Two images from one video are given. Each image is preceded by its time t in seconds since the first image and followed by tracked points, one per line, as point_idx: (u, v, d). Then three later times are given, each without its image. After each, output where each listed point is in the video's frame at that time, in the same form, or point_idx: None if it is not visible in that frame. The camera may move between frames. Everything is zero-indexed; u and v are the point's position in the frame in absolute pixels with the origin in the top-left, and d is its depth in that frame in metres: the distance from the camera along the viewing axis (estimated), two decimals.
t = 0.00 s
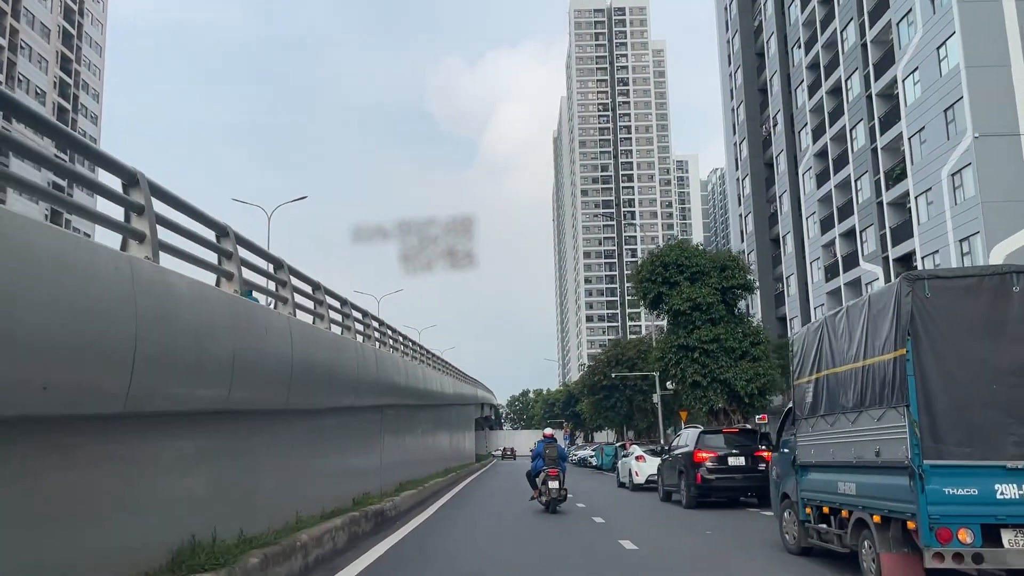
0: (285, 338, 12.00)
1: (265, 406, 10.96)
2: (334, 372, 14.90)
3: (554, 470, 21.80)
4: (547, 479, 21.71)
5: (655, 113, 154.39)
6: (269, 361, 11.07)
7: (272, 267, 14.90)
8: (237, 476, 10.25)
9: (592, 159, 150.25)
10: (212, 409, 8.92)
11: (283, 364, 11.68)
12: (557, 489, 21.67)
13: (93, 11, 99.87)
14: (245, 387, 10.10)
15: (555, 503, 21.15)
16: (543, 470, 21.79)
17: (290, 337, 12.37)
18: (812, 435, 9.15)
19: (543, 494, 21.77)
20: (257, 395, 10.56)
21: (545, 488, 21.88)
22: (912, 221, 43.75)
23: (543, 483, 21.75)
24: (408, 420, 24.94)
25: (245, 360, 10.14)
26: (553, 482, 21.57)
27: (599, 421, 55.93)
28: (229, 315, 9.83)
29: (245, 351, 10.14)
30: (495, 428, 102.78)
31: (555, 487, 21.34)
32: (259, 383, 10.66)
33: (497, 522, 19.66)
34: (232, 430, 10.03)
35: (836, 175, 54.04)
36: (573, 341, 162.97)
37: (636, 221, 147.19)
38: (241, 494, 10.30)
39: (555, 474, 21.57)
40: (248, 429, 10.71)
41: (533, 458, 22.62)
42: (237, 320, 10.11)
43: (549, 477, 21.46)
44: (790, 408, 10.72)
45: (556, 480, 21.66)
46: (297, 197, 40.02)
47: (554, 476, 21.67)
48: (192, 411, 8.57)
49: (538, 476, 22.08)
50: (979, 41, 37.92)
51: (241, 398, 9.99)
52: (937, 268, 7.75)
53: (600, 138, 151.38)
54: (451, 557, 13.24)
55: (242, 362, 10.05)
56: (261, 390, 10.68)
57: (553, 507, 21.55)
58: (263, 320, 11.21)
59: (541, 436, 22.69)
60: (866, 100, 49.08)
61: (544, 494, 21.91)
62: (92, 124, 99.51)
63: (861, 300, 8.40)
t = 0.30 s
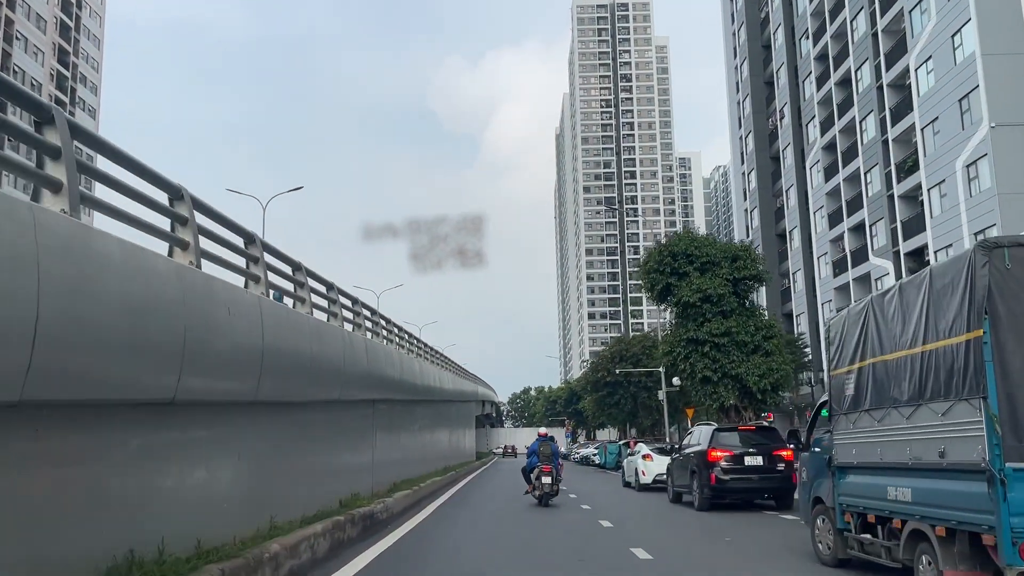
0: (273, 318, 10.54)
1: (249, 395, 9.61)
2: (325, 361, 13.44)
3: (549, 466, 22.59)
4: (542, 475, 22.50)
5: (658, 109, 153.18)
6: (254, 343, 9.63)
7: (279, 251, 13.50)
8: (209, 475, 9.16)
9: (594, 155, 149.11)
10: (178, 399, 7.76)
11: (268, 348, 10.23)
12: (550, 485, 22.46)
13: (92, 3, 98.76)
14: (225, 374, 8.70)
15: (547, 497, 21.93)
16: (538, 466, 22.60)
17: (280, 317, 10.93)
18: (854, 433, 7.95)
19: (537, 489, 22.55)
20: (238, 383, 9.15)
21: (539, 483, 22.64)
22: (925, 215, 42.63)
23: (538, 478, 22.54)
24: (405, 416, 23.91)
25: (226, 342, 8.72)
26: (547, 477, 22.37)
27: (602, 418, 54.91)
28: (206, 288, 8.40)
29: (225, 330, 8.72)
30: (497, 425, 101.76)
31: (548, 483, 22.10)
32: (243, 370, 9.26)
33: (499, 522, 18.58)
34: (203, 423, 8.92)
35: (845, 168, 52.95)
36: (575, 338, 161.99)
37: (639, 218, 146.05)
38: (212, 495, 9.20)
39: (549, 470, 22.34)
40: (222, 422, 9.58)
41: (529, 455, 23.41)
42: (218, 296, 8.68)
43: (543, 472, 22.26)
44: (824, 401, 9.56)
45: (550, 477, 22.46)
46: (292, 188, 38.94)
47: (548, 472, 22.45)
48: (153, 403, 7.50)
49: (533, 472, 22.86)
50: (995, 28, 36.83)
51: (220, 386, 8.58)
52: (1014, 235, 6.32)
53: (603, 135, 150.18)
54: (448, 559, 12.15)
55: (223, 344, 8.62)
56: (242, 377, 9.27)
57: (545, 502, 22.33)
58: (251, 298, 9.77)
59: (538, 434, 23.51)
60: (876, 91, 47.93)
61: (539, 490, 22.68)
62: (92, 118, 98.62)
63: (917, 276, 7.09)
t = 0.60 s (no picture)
0: (241, 299, 9.20)
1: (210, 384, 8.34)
2: (312, 351, 12.09)
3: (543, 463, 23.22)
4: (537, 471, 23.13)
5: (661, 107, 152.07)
6: (214, 323, 8.31)
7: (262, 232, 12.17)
8: (171, 475, 8.03)
9: (597, 153, 148.13)
10: (117, 386, 6.61)
11: (236, 331, 8.92)
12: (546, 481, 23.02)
13: None
14: (173, 357, 7.40)
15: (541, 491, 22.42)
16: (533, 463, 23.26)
17: (252, 298, 9.58)
18: (909, 432, 6.84)
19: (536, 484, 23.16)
20: (194, 369, 7.85)
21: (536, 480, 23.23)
22: (938, 208, 41.49)
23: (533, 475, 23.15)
24: (402, 411, 22.84)
25: (173, 321, 7.39)
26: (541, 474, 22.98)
27: (606, 415, 53.92)
28: (147, 254, 7.10)
29: (172, 305, 7.40)
30: (499, 423, 100.63)
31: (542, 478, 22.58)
32: (201, 353, 7.95)
33: (499, 525, 17.44)
34: (160, 416, 7.80)
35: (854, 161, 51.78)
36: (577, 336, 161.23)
37: (642, 216, 145.15)
38: (173, 498, 8.07)
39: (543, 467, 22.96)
40: (189, 416, 8.47)
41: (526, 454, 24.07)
42: (163, 266, 7.38)
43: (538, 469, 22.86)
44: (866, 395, 8.43)
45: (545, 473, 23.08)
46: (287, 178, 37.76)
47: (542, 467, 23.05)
48: (86, 392, 6.40)
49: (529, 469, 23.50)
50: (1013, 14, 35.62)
51: (165, 372, 7.26)
52: None
53: (605, 132, 149.19)
54: (445, 566, 11.03)
55: (169, 321, 7.31)
56: (200, 363, 7.96)
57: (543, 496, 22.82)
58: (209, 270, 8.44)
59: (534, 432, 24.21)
60: (888, 81, 46.73)
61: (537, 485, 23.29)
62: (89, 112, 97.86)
63: (994, 244, 5.94)
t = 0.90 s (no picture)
0: (193, 281, 8.11)
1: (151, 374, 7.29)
2: (288, 341, 10.93)
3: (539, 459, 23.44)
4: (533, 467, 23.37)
5: (664, 104, 150.85)
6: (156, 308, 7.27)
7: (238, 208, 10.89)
8: (116, 473, 7.02)
9: (600, 150, 147.12)
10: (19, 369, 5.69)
11: (186, 310, 7.90)
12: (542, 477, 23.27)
13: None
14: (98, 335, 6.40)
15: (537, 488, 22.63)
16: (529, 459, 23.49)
17: (207, 283, 8.47)
18: (987, 428, 5.73)
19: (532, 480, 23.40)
20: (128, 350, 6.84)
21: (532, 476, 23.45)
22: (951, 200, 40.38)
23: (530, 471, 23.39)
24: (399, 407, 21.82)
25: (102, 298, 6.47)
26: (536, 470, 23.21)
27: (609, 413, 52.87)
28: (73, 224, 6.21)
29: (102, 281, 6.49)
30: (500, 421, 99.44)
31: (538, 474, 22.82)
32: (132, 340, 6.88)
33: (499, 525, 16.35)
34: (97, 405, 6.78)
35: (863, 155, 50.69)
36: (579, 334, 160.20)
37: (645, 213, 144.04)
38: (118, 499, 7.04)
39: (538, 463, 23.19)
40: (136, 408, 7.39)
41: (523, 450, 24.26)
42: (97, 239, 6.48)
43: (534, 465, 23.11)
44: (922, 387, 7.33)
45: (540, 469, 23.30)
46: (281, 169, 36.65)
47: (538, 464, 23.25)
48: None
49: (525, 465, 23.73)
50: None
51: (84, 358, 6.27)
52: None
53: (608, 129, 148.07)
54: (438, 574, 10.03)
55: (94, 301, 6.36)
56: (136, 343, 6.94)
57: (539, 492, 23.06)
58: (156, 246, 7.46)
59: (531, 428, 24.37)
60: (899, 71, 45.55)
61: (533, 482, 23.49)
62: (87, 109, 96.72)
63: None
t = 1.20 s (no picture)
0: (125, 256, 7.08)
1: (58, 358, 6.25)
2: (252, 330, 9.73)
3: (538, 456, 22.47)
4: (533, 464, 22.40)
5: (667, 102, 149.60)
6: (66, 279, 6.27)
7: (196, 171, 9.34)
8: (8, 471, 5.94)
9: (602, 148, 146.00)
10: None
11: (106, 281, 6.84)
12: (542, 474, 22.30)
13: None
14: None
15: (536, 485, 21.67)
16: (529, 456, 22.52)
17: (147, 258, 7.43)
18: None
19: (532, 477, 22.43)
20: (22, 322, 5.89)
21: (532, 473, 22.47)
22: (966, 193, 39.17)
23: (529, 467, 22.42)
24: (393, 404, 20.70)
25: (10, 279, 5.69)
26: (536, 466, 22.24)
27: (612, 412, 51.76)
28: None
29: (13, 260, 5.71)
30: (501, 420, 98.35)
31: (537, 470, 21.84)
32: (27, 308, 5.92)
33: (497, 528, 15.20)
34: None
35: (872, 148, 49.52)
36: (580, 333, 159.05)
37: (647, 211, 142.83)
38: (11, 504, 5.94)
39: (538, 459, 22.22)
40: (26, 403, 6.25)
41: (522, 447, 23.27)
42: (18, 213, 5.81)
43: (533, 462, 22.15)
44: (990, 380, 6.28)
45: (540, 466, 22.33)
46: (275, 159, 35.33)
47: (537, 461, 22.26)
48: None
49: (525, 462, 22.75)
50: None
51: None
52: None
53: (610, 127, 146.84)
54: None
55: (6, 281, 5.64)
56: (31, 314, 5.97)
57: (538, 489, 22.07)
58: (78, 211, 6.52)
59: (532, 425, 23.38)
60: (911, 61, 44.35)
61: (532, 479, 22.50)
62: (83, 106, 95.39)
63: None
